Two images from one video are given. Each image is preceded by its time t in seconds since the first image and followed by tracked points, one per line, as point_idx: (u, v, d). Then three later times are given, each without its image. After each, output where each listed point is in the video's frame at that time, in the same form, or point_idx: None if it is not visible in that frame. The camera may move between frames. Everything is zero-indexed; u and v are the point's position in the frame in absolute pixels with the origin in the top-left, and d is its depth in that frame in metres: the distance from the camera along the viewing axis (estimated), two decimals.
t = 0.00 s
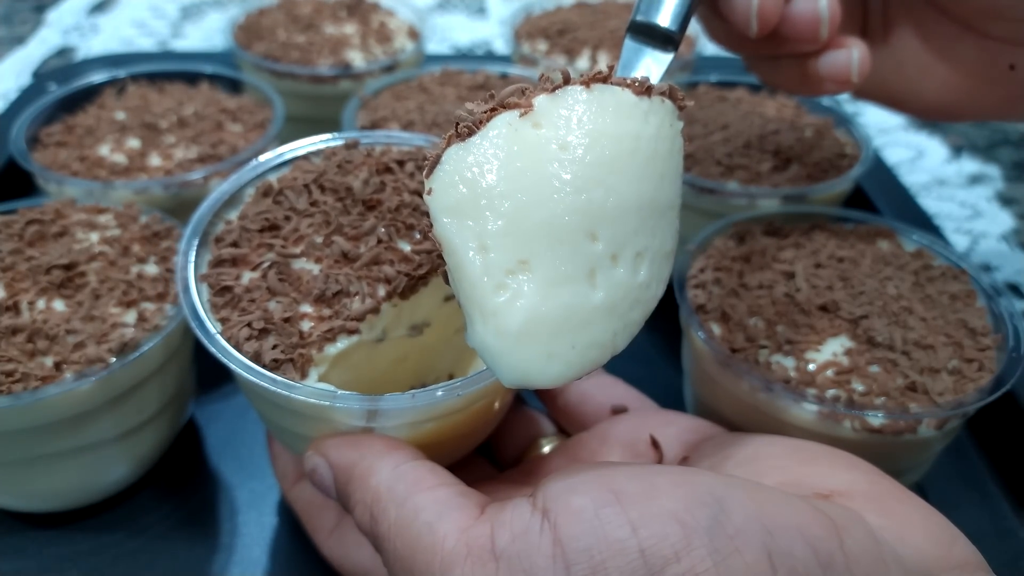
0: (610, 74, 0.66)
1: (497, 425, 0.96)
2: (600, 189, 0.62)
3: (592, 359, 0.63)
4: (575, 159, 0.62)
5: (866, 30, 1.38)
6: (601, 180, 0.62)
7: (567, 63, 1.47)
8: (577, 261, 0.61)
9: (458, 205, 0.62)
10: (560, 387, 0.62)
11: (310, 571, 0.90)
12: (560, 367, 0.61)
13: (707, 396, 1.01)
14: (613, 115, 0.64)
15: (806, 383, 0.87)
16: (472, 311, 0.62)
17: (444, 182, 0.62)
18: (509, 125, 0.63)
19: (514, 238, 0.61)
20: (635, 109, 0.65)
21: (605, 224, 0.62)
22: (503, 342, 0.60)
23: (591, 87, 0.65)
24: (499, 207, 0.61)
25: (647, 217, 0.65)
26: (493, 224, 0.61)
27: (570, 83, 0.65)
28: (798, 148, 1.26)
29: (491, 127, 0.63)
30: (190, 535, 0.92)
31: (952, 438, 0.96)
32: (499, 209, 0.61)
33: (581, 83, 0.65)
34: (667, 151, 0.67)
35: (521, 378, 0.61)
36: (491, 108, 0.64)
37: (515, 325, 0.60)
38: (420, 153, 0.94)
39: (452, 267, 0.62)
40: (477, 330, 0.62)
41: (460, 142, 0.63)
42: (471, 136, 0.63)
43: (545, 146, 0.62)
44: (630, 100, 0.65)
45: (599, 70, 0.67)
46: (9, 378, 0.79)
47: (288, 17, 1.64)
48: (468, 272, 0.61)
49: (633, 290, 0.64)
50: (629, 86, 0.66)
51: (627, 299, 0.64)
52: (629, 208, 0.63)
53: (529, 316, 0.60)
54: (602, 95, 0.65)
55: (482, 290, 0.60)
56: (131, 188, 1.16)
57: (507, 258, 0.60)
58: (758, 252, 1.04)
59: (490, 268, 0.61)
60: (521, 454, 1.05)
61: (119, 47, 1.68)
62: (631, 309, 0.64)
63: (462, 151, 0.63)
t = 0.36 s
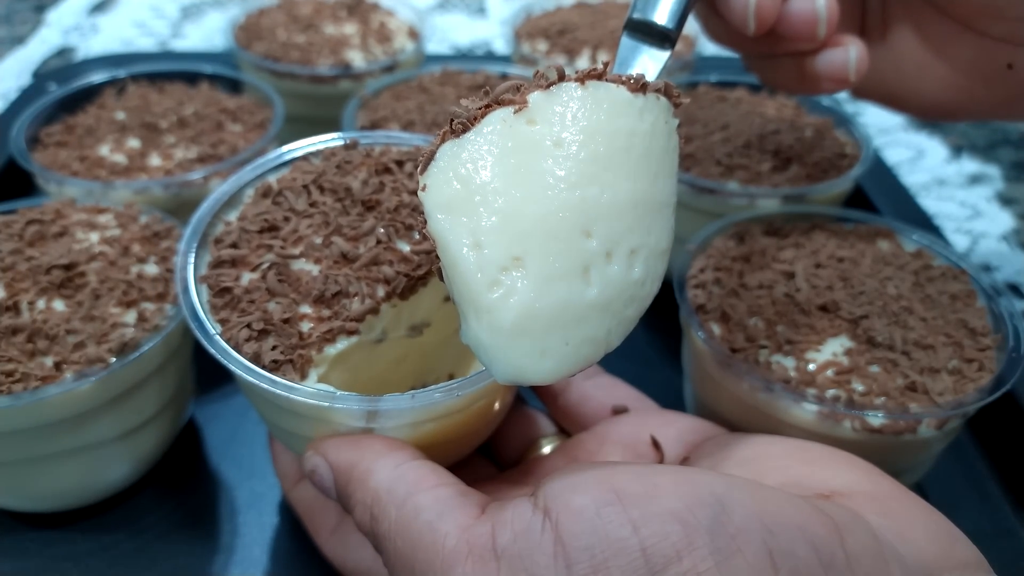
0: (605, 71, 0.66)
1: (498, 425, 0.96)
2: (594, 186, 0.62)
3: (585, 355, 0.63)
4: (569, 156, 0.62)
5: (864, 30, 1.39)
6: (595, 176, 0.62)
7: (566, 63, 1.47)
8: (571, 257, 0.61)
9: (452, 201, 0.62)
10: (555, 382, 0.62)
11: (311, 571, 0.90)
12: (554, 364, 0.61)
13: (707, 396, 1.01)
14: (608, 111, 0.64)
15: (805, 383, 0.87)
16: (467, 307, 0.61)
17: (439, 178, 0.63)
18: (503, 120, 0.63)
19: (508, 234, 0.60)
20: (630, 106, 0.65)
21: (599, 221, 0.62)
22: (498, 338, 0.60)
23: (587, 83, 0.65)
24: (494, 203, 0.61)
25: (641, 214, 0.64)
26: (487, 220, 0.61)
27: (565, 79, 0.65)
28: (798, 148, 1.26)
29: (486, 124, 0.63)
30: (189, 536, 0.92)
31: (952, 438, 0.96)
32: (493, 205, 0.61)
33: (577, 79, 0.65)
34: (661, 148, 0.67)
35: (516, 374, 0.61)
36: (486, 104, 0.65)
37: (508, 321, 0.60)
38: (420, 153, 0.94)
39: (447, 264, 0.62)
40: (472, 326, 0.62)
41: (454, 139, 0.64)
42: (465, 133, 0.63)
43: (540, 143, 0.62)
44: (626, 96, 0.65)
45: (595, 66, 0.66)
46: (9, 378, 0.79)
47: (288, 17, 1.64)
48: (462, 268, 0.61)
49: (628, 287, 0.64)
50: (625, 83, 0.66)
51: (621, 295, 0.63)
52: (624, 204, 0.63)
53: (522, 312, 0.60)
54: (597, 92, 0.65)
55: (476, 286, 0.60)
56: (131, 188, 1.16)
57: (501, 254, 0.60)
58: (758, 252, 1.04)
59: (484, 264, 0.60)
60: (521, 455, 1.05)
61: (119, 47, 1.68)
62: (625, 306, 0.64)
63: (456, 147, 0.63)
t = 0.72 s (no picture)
0: (607, 90, 0.65)
1: (499, 426, 0.96)
2: (595, 208, 0.62)
3: (587, 378, 0.62)
4: (569, 177, 0.62)
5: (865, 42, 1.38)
6: (596, 197, 0.62)
7: (566, 63, 1.47)
8: (571, 279, 0.61)
9: (454, 222, 0.63)
10: (558, 404, 0.62)
11: (312, 570, 0.90)
12: (556, 387, 0.61)
13: (707, 396, 1.01)
14: (610, 132, 0.63)
15: (806, 383, 0.87)
16: (470, 329, 0.62)
17: (442, 199, 0.63)
18: (505, 138, 0.63)
19: (509, 256, 0.61)
20: (632, 126, 0.64)
21: (600, 243, 0.62)
22: (499, 361, 0.61)
23: (587, 103, 0.64)
24: (495, 224, 0.61)
25: (643, 234, 0.64)
26: (488, 242, 0.61)
27: (566, 99, 0.65)
28: (798, 148, 1.26)
29: (487, 144, 0.63)
30: (189, 537, 0.92)
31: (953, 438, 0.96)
32: (494, 227, 0.61)
33: (578, 99, 0.64)
34: (665, 168, 0.65)
35: (517, 397, 0.62)
36: (486, 125, 0.65)
37: (511, 344, 0.60)
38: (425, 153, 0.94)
39: (451, 284, 0.63)
40: (474, 348, 0.62)
41: (455, 159, 0.64)
42: (467, 153, 0.64)
43: (541, 163, 0.62)
44: (627, 117, 0.64)
45: (597, 86, 0.66)
46: (9, 378, 0.79)
47: (288, 17, 1.64)
48: (465, 291, 0.61)
49: (630, 308, 0.63)
50: (625, 103, 0.65)
51: (624, 317, 0.63)
52: (625, 225, 0.63)
53: (524, 334, 0.60)
54: (598, 111, 0.64)
55: (478, 308, 0.61)
56: (131, 188, 1.16)
57: (502, 276, 0.61)
58: (758, 253, 1.04)
59: (486, 286, 0.61)
60: (525, 454, 1.05)
61: (119, 47, 1.68)
62: (627, 327, 0.64)
63: (458, 168, 0.64)
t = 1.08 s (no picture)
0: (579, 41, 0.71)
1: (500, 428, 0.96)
2: (569, 157, 0.66)
3: (559, 320, 0.68)
4: (543, 126, 0.66)
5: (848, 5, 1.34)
6: (569, 147, 0.67)
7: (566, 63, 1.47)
8: (545, 227, 0.66)
9: (428, 168, 0.67)
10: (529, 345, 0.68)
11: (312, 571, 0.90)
12: (526, 328, 0.67)
13: (708, 397, 1.01)
14: (583, 85, 0.68)
15: (805, 383, 0.87)
16: (441, 276, 0.67)
17: (418, 145, 0.68)
18: (478, 87, 0.68)
19: (483, 202, 0.65)
20: (606, 77, 0.69)
21: (575, 193, 0.66)
22: (471, 305, 0.66)
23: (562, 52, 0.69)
24: (472, 171, 0.66)
25: (616, 183, 0.69)
26: (464, 186, 0.66)
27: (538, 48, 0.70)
28: (798, 148, 1.26)
29: (464, 92, 0.68)
30: (188, 537, 0.92)
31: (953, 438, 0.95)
32: (469, 173, 0.66)
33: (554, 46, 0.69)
34: (637, 119, 0.70)
35: (490, 337, 0.67)
36: (463, 70, 0.70)
37: (483, 290, 0.65)
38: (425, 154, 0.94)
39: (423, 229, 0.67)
40: (444, 296, 0.67)
41: (432, 106, 0.69)
42: (441, 99, 0.69)
43: (515, 113, 0.67)
44: (600, 67, 0.69)
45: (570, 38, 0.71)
46: (9, 378, 0.79)
47: (288, 17, 1.64)
48: (439, 234, 0.66)
49: (604, 255, 0.69)
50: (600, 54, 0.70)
51: (597, 263, 0.68)
52: (598, 174, 0.67)
53: (497, 282, 0.65)
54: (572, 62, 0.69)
55: (451, 253, 0.65)
56: (131, 188, 1.16)
57: (475, 223, 0.65)
58: (758, 252, 1.04)
59: (457, 232, 0.65)
60: (527, 455, 1.05)
61: (119, 47, 1.68)
62: (600, 276, 0.69)
63: (434, 114, 0.68)
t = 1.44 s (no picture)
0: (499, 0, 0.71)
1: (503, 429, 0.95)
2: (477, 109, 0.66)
3: (470, 273, 0.68)
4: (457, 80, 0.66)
5: None
6: (479, 99, 0.66)
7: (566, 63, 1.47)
8: (456, 177, 0.66)
9: (345, 122, 0.67)
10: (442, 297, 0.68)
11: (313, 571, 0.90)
12: (437, 279, 0.67)
13: (708, 397, 1.01)
14: (498, 42, 0.68)
15: (806, 383, 0.87)
16: (359, 225, 0.68)
17: (335, 99, 0.68)
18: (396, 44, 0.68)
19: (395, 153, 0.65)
20: (522, 34, 0.69)
21: (484, 143, 0.66)
22: (383, 253, 0.66)
23: (480, 10, 0.69)
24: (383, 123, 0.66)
25: (528, 137, 0.68)
26: (378, 139, 0.66)
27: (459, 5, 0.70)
28: (798, 148, 1.26)
29: (378, 47, 0.68)
30: (188, 537, 0.92)
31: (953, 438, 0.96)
32: (381, 124, 0.66)
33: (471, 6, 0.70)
34: (556, 76, 0.70)
35: (400, 287, 0.67)
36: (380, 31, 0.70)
37: (393, 236, 0.66)
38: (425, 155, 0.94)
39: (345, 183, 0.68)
40: (363, 245, 0.68)
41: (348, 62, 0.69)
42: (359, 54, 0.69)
43: (432, 66, 0.67)
44: (518, 26, 0.69)
45: None
46: (8, 378, 0.79)
47: (288, 17, 1.64)
48: (356, 186, 0.66)
49: (515, 209, 0.68)
50: (519, 12, 0.70)
51: (508, 216, 0.68)
52: (509, 126, 0.67)
53: (406, 229, 0.65)
54: (488, 18, 0.69)
55: (367, 203, 0.66)
56: (131, 188, 1.16)
57: (389, 174, 0.65)
58: (758, 253, 1.04)
59: (374, 182, 0.66)
60: (535, 454, 1.05)
61: (119, 47, 1.68)
62: (513, 228, 0.69)
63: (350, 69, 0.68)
